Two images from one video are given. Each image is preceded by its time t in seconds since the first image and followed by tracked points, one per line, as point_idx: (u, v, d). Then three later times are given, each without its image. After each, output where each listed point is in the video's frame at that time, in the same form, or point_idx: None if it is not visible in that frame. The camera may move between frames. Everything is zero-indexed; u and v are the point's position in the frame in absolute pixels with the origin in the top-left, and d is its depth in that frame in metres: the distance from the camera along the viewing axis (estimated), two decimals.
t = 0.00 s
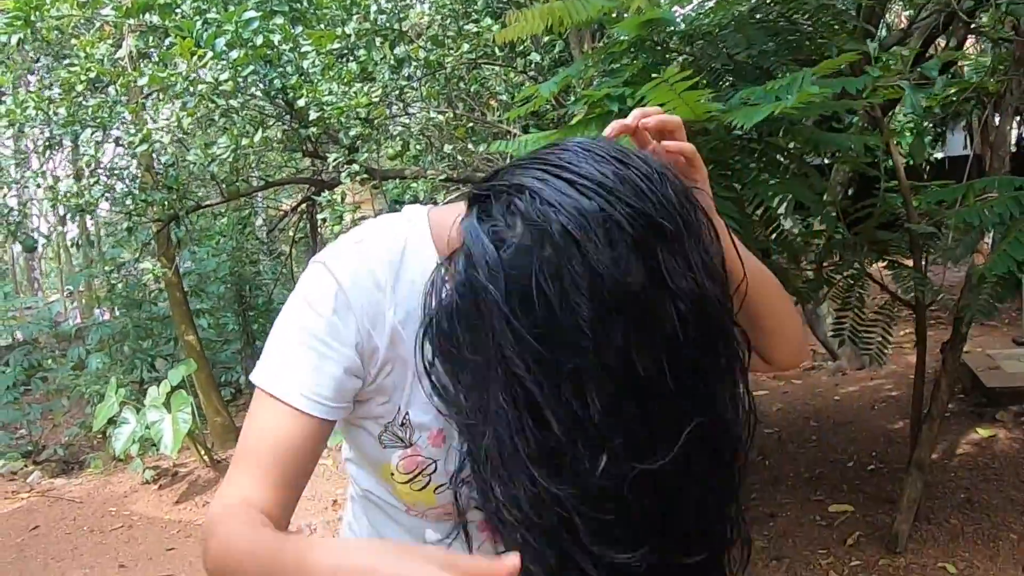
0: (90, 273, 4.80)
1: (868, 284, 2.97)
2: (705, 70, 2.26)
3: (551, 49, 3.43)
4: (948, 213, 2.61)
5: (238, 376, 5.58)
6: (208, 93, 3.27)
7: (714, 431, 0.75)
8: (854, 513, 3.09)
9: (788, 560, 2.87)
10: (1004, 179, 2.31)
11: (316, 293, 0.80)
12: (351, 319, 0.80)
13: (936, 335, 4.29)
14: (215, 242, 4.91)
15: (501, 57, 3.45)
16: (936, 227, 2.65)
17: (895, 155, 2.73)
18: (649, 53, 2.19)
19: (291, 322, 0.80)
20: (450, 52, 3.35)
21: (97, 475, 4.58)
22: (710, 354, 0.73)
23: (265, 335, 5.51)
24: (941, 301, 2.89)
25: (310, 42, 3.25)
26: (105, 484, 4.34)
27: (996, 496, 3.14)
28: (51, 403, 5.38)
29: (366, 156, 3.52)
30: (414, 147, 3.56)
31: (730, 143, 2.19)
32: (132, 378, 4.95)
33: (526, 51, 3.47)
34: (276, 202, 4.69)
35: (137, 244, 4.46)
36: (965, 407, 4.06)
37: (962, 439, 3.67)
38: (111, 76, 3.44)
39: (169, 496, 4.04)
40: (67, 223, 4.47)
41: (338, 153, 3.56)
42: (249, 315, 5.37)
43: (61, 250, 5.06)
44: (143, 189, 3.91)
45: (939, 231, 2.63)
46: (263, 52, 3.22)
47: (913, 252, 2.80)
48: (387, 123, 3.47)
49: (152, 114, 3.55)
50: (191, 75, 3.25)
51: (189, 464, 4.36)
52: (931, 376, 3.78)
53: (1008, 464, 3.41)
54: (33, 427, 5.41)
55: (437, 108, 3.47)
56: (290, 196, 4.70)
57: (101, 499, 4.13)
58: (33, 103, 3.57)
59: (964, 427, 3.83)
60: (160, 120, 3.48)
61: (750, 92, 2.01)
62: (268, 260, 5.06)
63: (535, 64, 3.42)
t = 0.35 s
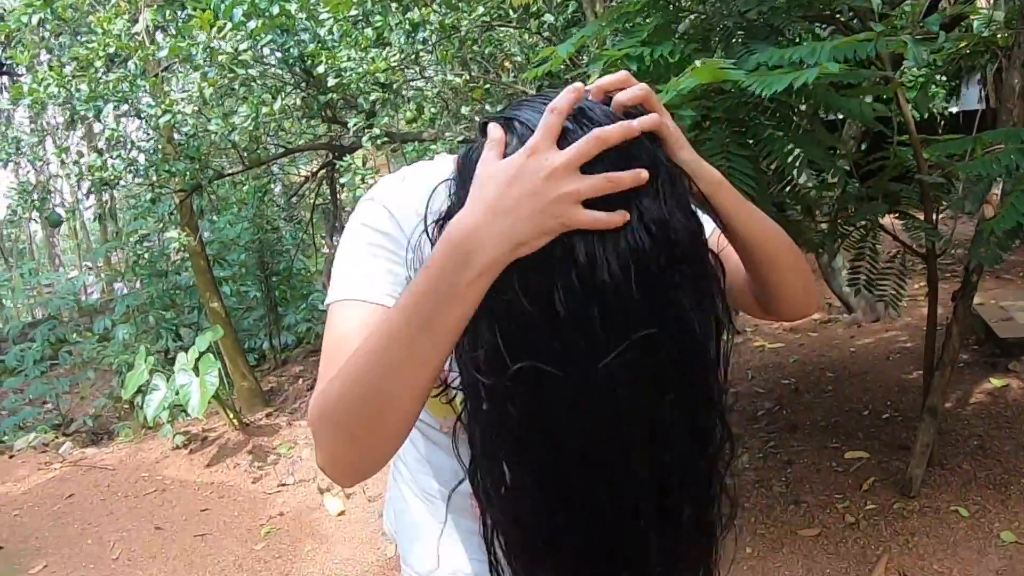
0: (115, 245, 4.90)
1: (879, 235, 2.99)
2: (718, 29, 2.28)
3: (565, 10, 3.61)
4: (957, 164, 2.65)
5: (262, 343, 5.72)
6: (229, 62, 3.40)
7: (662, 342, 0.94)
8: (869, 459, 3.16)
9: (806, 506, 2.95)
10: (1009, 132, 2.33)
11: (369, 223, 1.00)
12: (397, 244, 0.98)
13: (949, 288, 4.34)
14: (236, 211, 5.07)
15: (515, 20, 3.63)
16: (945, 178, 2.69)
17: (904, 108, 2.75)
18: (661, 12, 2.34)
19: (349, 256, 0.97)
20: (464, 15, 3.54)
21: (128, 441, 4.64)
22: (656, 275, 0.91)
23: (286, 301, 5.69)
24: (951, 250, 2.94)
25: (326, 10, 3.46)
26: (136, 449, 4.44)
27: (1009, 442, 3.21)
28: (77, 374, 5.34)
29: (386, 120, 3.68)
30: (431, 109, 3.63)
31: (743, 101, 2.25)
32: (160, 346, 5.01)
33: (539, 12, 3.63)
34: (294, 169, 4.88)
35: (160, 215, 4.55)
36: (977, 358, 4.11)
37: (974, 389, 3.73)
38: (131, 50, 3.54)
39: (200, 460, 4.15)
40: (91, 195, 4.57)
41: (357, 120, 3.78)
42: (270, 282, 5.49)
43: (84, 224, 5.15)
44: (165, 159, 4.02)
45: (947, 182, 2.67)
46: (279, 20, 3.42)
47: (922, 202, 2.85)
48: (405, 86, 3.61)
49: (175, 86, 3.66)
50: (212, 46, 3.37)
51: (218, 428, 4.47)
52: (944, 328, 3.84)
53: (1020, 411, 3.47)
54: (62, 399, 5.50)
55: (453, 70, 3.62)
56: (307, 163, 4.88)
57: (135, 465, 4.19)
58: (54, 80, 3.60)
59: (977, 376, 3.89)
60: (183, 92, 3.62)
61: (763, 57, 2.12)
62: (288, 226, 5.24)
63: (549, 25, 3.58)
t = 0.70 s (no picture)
0: (117, 235, 4.93)
1: (876, 220, 3.03)
2: (718, 19, 2.34)
3: None
4: (952, 151, 2.69)
5: (263, 330, 5.78)
6: (233, 53, 3.47)
7: (656, 337, 0.89)
8: (865, 441, 3.22)
9: (804, 487, 3.00)
10: (1003, 122, 2.37)
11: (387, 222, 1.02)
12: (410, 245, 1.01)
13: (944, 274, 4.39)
14: (237, 199, 5.12)
15: (514, 9, 3.70)
16: (941, 165, 2.74)
17: (898, 95, 2.80)
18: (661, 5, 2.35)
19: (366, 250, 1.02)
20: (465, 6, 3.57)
21: (131, 429, 4.68)
22: (659, 265, 0.87)
23: (287, 289, 5.75)
24: (947, 237, 2.99)
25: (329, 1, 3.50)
26: (140, 437, 4.48)
27: (1004, 423, 3.26)
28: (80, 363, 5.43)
29: (389, 111, 3.74)
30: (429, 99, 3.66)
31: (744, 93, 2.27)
32: (163, 335, 5.05)
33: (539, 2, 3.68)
34: (295, 158, 4.94)
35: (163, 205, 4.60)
36: (973, 343, 4.16)
37: (970, 373, 3.79)
38: (133, 42, 3.57)
39: (204, 447, 4.19)
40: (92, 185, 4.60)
41: (359, 109, 3.86)
42: (272, 270, 5.54)
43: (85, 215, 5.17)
44: (168, 149, 4.06)
45: (943, 169, 2.71)
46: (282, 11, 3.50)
47: (918, 190, 2.89)
48: (406, 76, 3.64)
49: (178, 77, 3.70)
50: (216, 37, 3.42)
51: (221, 415, 4.52)
52: (939, 313, 3.89)
53: (1015, 394, 3.52)
54: (64, 388, 5.54)
55: (452, 59, 3.67)
56: (307, 151, 4.92)
57: (139, 452, 4.24)
58: (58, 72, 3.63)
59: (971, 360, 3.95)
60: (188, 83, 3.66)
61: (765, 51, 2.17)
62: (289, 215, 5.29)
63: (550, 13, 3.62)
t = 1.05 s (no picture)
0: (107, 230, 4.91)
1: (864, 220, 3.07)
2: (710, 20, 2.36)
3: None
4: (940, 153, 2.73)
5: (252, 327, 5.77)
6: (226, 48, 3.49)
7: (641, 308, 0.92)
8: (853, 438, 3.25)
9: (792, 483, 3.03)
10: (990, 124, 2.40)
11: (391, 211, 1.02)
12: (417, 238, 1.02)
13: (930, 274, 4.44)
14: (228, 195, 5.12)
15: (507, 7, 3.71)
16: (929, 167, 2.78)
17: (889, 96, 2.83)
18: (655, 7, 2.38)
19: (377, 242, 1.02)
20: (458, 5, 3.57)
21: (120, 426, 4.66)
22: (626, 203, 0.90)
23: (276, 286, 5.74)
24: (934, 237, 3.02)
25: None
26: (129, 433, 4.46)
27: (989, 421, 3.30)
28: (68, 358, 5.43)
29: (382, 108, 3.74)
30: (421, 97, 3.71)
31: (737, 94, 2.29)
32: (152, 331, 5.04)
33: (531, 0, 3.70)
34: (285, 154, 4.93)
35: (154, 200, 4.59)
36: (959, 342, 4.21)
37: (956, 371, 3.83)
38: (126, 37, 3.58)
39: (194, 443, 4.18)
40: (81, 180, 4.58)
41: (352, 106, 3.86)
42: (262, 266, 5.52)
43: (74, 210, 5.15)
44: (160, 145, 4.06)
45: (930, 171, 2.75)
46: (277, 7, 3.50)
47: (906, 190, 2.93)
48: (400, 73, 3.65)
49: (171, 72, 3.69)
50: (210, 33, 3.42)
51: (211, 411, 4.51)
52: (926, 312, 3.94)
53: (1000, 392, 3.57)
54: (52, 384, 5.51)
55: (444, 56, 3.68)
56: (299, 148, 4.92)
57: (129, 448, 4.23)
58: (52, 66, 3.62)
59: (957, 359, 3.99)
60: (181, 78, 3.65)
61: (756, 54, 2.19)
62: (280, 211, 5.29)
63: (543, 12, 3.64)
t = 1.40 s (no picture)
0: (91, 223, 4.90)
1: (844, 218, 3.12)
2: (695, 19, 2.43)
3: None
4: (919, 153, 2.79)
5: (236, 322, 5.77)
6: (214, 42, 3.56)
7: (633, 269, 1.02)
8: (833, 431, 3.30)
9: (773, 475, 3.08)
10: (967, 124, 2.46)
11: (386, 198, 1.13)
12: (404, 221, 1.11)
13: (910, 272, 4.51)
14: (213, 189, 5.12)
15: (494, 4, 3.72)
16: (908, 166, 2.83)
17: (869, 96, 2.89)
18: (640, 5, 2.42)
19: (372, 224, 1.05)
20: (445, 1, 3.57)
21: (104, 419, 4.65)
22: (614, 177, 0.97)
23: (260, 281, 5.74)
24: (913, 234, 3.08)
25: None
26: (113, 426, 4.46)
27: (966, 415, 3.37)
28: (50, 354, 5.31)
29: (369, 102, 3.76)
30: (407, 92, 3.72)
31: (721, 92, 2.33)
32: (136, 325, 5.03)
33: None
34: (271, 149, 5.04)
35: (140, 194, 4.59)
36: (938, 338, 4.28)
37: (935, 367, 3.89)
38: (114, 29, 3.63)
39: (179, 436, 4.19)
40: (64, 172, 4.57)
41: (339, 100, 3.87)
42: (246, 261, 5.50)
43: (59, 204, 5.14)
44: (145, 137, 4.06)
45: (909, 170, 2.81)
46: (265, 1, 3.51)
47: (886, 189, 2.99)
48: (387, 67, 3.66)
49: (158, 65, 3.69)
50: (200, 25, 3.50)
51: (195, 405, 4.51)
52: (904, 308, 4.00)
53: (977, 387, 3.64)
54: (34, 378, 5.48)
55: (430, 52, 3.69)
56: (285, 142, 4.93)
57: (113, 442, 4.23)
58: (39, 57, 3.63)
59: (936, 355, 4.06)
60: (168, 71, 3.65)
61: (742, 52, 2.23)
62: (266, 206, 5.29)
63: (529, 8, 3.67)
